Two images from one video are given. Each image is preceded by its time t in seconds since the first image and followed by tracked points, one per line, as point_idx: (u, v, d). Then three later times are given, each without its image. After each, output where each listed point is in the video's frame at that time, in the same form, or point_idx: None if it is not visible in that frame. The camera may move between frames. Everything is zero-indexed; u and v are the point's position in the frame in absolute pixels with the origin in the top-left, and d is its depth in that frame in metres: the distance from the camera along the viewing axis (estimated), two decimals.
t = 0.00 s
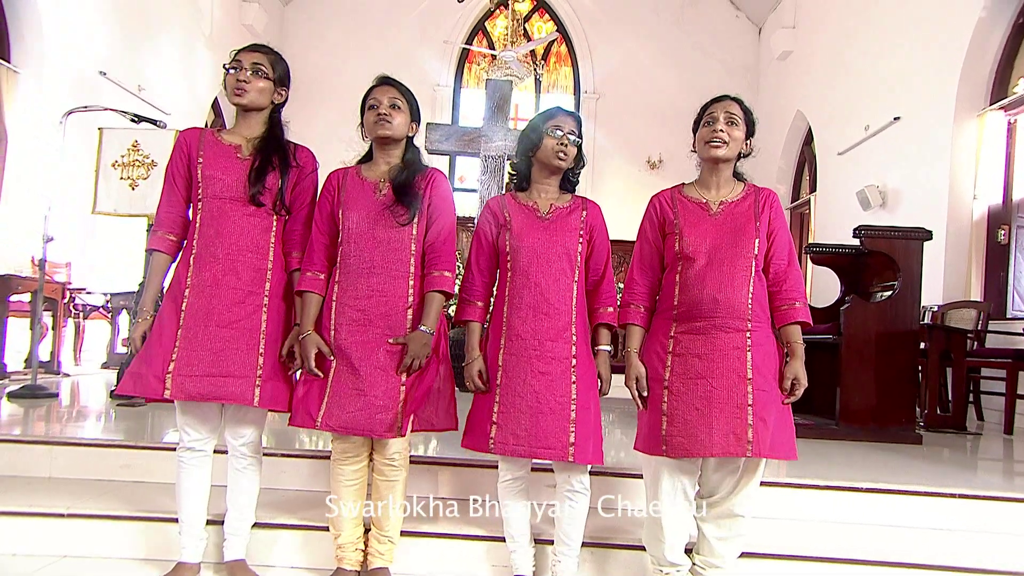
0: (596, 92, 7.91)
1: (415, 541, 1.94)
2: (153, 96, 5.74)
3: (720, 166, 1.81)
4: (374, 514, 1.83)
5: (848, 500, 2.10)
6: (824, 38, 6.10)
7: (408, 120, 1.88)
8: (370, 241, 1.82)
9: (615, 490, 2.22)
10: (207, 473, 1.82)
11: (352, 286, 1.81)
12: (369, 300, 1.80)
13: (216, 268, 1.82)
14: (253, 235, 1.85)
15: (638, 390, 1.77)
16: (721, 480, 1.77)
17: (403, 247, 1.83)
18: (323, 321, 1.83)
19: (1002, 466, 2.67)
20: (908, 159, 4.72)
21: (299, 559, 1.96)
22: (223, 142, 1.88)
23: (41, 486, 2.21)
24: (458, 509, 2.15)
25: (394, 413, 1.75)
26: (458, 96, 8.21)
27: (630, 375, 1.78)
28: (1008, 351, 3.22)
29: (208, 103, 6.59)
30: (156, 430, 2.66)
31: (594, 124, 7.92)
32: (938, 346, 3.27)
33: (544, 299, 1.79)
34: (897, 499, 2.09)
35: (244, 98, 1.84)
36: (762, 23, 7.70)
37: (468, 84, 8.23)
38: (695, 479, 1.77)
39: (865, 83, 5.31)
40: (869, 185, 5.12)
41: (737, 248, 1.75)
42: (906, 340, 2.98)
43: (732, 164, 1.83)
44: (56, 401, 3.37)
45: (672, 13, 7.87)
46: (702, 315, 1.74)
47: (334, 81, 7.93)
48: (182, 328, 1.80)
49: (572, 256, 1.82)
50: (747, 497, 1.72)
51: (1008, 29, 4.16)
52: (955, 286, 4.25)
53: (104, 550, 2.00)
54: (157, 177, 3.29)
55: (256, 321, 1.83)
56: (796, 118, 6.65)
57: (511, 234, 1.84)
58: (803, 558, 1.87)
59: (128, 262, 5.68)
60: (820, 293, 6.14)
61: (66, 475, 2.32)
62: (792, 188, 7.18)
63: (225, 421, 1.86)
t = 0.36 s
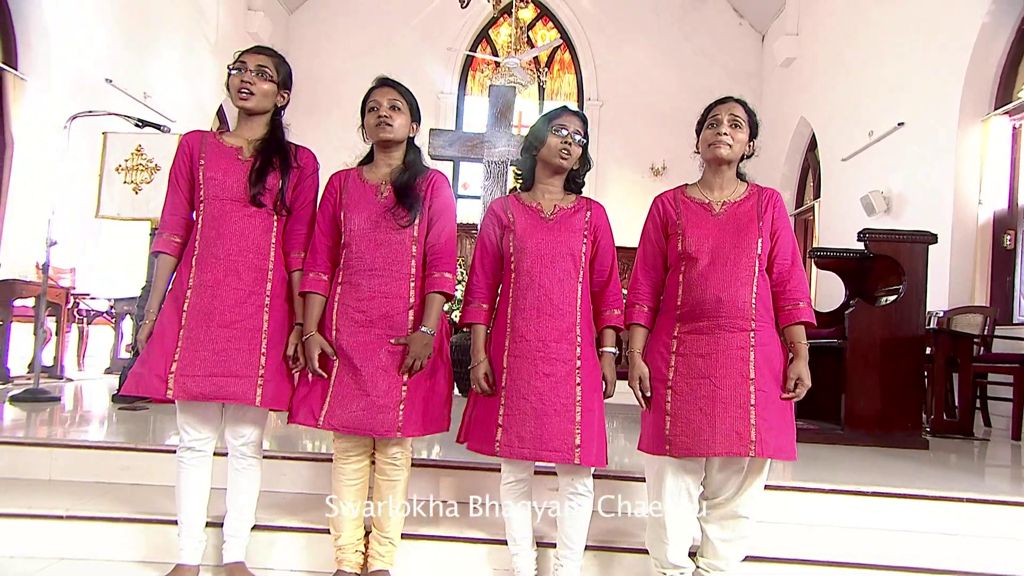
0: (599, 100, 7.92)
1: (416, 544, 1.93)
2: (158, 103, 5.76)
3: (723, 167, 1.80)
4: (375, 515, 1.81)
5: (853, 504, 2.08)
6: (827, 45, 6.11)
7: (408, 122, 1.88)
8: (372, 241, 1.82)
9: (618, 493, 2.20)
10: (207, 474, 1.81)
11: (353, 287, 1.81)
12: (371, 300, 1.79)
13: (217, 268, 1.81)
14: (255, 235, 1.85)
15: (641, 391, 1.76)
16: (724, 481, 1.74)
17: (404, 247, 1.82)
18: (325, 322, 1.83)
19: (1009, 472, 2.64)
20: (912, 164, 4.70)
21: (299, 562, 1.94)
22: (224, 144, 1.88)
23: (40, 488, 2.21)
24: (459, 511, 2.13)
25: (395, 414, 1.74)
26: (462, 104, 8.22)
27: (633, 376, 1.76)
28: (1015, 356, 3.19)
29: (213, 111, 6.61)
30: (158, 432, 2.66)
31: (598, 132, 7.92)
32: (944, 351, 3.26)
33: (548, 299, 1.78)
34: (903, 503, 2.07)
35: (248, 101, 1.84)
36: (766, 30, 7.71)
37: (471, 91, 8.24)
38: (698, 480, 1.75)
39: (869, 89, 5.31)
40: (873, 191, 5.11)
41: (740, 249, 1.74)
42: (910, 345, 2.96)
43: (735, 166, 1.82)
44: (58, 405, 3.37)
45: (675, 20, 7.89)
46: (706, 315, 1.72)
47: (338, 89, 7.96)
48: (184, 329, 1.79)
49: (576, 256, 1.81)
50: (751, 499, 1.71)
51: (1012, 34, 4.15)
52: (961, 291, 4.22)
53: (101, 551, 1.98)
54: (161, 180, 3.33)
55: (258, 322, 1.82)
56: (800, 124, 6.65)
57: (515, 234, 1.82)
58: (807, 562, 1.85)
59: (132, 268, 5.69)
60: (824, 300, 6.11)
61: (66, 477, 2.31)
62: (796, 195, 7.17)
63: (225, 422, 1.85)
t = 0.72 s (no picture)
0: (602, 109, 7.94)
1: (417, 549, 1.91)
2: (163, 112, 5.80)
3: (729, 170, 1.79)
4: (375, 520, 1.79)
5: (860, 510, 2.06)
6: (830, 53, 6.12)
7: (408, 126, 1.88)
8: (374, 243, 1.81)
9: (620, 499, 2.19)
10: (207, 477, 1.79)
11: (354, 290, 1.80)
12: (372, 303, 1.78)
13: (218, 272, 1.80)
14: (256, 239, 1.84)
15: (645, 394, 1.74)
16: (729, 485, 1.72)
17: (405, 250, 1.82)
18: (326, 326, 1.82)
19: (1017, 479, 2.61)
20: (916, 172, 4.70)
21: (298, 567, 1.92)
22: (224, 148, 1.88)
23: (39, 493, 2.19)
24: (460, 517, 2.11)
25: (395, 417, 1.73)
26: (465, 114, 8.25)
27: (636, 379, 1.75)
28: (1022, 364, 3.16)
29: (218, 120, 6.65)
30: (159, 438, 2.65)
31: (601, 141, 7.93)
32: (949, 358, 3.24)
33: (551, 302, 1.76)
34: (909, 509, 2.04)
35: (249, 102, 1.85)
36: (768, 40, 7.73)
37: (475, 101, 8.27)
38: (701, 483, 1.73)
39: (872, 97, 5.31)
40: (877, 199, 5.10)
41: (744, 252, 1.73)
42: (914, 352, 2.94)
43: (740, 169, 1.81)
44: (59, 411, 3.36)
45: (678, 30, 7.92)
46: (710, 318, 1.71)
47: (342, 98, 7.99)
48: (183, 332, 1.78)
49: (580, 259, 1.80)
50: (755, 504, 1.69)
51: (1016, 41, 4.14)
52: (966, 298, 4.21)
53: (99, 556, 1.97)
54: (163, 186, 3.42)
55: (258, 325, 1.81)
56: (803, 133, 6.64)
57: (518, 237, 1.81)
58: (812, 568, 1.82)
59: (136, 276, 5.71)
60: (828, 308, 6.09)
61: (66, 482, 2.29)
62: (799, 204, 7.16)
63: (225, 424, 1.84)
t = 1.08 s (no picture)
0: (606, 119, 7.96)
1: (417, 555, 1.89)
2: (169, 121, 5.84)
3: (740, 172, 1.79)
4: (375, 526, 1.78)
5: (866, 517, 2.03)
6: (833, 63, 6.13)
7: (410, 130, 1.88)
8: (376, 245, 1.80)
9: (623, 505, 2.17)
10: (206, 481, 1.78)
11: (356, 292, 1.79)
12: (374, 306, 1.78)
13: (220, 274, 1.80)
14: (258, 241, 1.84)
15: (651, 397, 1.73)
16: (734, 489, 1.71)
17: (408, 252, 1.81)
18: (326, 328, 1.81)
19: None
20: (920, 180, 4.69)
21: (298, 572, 1.90)
22: (226, 151, 1.88)
23: (38, 498, 2.18)
24: (461, 523, 2.09)
25: (396, 420, 1.72)
26: (469, 124, 8.27)
27: (642, 383, 1.74)
28: None
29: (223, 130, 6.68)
30: (159, 443, 2.64)
31: (605, 150, 7.94)
32: (955, 365, 3.21)
33: (554, 304, 1.74)
34: (916, 516, 2.02)
35: (252, 103, 1.85)
36: (771, 50, 7.75)
37: (478, 111, 8.30)
38: (706, 487, 1.72)
39: (875, 105, 5.31)
40: (880, 208, 5.09)
41: (750, 253, 1.72)
42: (920, 359, 2.92)
43: (749, 171, 1.81)
44: (60, 418, 3.35)
45: (680, 40, 7.95)
46: (715, 321, 1.70)
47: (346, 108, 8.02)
48: (183, 335, 1.77)
49: (583, 261, 1.78)
50: (759, 508, 1.67)
51: (1020, 49, 4.15)
52: (971, 306, 4.19)
53: (98, 561, 1.95)
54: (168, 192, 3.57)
55: (259, 328, 1.81)
56: (806, 142, 6.65)
57: (521, 240, 1.80)
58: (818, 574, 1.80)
59: (140, 285, 5.72)
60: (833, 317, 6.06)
61: (65, 488, 2.28)
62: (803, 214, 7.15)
63: (225, 428, 1.83)
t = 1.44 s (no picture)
0: (608, 128, 7.97)
1: (417, 559, 1.87)
2: (173, 130, 5.86)
3: (737, 175, 1.79)
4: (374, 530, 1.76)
5: (871, 522, 2.01)
6: (835, 72, 6.14)
7: (413, 132, 1.89)
8: (377, 247, 1.80)
9: (625, 511, 2.16)
10: (205, 485, 1.77)
11: (356, 294, 1.79)
12: (374, 308, 1.77)
13: (219, 276, 1.80)
14: (258, 243, 1.84)
15: (652, 401, 1.72)
16: (737, 494, 1.69)
17: (409, 255, 1.81)
18: (326, 330, 1.81)
19: None
20: (923, 188, 4.68)
21: None
22: (226, 152, 1.88)
23: (37, 503, 2.17)
24: (462, 527, 2.08)
25: (396, 423, 1.71)
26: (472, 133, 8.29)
27: (644, 387, 1.73)
28: None
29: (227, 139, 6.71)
30: (160, 448, 2.63)
31: (607, 159, 7.94)
32: (960, 372, 3.19)
33: (555, 307, 1.73)
34: (921, 521, 2.00)
35: (252, 104, 1.86)
36: (773, 59, 7.77)
37: (481, 120, 8.32)
38: (710, 492, 1.70)
39: (878, 113, 5.31)
40: (884, 215, 5.07)
41: (752, 254, 1.71)
42: (924, 364, 2.90)
43: (747, 173, 1.81)
44: (60, 424, 3.34)
45: (683, 50, 7.97)
46: (716, 322, 1.69)
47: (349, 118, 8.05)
48: (180, 337, 1.77)
49: (584, 264, 1.77)
50: (762, 513, 1.65)
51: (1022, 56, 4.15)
52: (976, 313, 4.18)
53: (94, 566, 1.94)
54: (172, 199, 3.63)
55: (259, 330, 1.81)
56: (809, 150, 6.65)
57: (521, 242, 1.79)
58: None
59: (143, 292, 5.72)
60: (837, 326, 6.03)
61: (64, 492, 2.28)
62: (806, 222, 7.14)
63: (224, 432, 1.82)
